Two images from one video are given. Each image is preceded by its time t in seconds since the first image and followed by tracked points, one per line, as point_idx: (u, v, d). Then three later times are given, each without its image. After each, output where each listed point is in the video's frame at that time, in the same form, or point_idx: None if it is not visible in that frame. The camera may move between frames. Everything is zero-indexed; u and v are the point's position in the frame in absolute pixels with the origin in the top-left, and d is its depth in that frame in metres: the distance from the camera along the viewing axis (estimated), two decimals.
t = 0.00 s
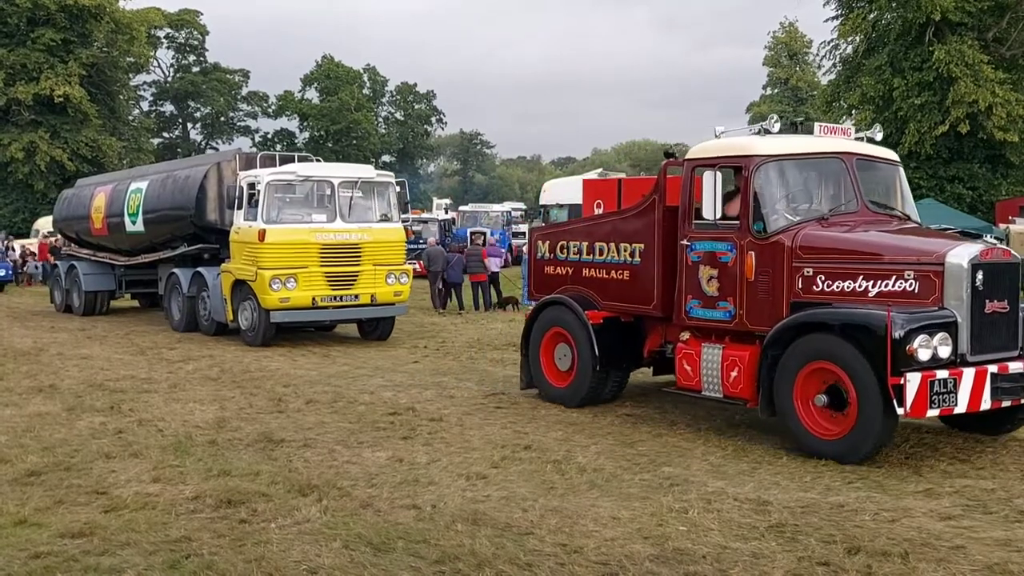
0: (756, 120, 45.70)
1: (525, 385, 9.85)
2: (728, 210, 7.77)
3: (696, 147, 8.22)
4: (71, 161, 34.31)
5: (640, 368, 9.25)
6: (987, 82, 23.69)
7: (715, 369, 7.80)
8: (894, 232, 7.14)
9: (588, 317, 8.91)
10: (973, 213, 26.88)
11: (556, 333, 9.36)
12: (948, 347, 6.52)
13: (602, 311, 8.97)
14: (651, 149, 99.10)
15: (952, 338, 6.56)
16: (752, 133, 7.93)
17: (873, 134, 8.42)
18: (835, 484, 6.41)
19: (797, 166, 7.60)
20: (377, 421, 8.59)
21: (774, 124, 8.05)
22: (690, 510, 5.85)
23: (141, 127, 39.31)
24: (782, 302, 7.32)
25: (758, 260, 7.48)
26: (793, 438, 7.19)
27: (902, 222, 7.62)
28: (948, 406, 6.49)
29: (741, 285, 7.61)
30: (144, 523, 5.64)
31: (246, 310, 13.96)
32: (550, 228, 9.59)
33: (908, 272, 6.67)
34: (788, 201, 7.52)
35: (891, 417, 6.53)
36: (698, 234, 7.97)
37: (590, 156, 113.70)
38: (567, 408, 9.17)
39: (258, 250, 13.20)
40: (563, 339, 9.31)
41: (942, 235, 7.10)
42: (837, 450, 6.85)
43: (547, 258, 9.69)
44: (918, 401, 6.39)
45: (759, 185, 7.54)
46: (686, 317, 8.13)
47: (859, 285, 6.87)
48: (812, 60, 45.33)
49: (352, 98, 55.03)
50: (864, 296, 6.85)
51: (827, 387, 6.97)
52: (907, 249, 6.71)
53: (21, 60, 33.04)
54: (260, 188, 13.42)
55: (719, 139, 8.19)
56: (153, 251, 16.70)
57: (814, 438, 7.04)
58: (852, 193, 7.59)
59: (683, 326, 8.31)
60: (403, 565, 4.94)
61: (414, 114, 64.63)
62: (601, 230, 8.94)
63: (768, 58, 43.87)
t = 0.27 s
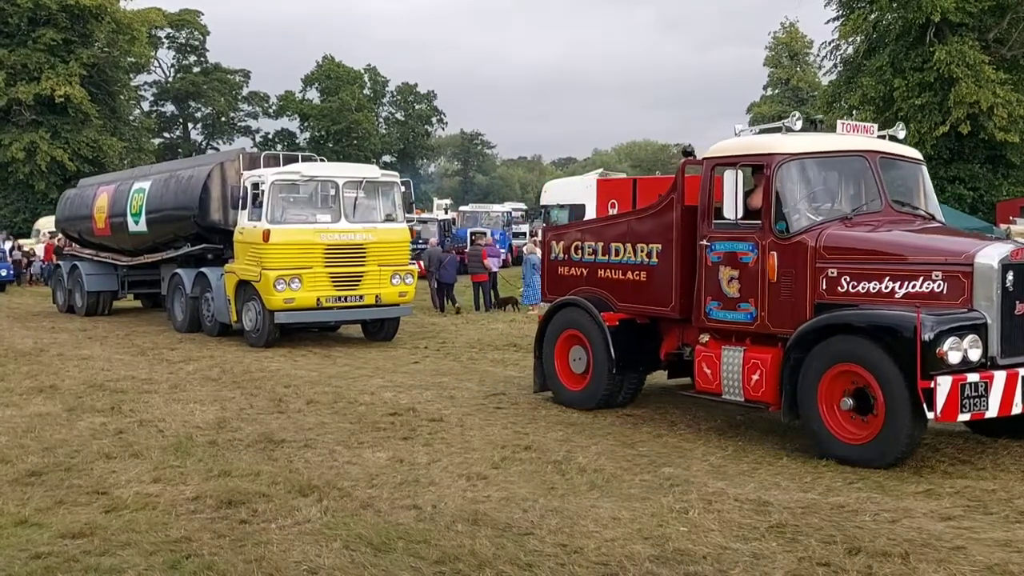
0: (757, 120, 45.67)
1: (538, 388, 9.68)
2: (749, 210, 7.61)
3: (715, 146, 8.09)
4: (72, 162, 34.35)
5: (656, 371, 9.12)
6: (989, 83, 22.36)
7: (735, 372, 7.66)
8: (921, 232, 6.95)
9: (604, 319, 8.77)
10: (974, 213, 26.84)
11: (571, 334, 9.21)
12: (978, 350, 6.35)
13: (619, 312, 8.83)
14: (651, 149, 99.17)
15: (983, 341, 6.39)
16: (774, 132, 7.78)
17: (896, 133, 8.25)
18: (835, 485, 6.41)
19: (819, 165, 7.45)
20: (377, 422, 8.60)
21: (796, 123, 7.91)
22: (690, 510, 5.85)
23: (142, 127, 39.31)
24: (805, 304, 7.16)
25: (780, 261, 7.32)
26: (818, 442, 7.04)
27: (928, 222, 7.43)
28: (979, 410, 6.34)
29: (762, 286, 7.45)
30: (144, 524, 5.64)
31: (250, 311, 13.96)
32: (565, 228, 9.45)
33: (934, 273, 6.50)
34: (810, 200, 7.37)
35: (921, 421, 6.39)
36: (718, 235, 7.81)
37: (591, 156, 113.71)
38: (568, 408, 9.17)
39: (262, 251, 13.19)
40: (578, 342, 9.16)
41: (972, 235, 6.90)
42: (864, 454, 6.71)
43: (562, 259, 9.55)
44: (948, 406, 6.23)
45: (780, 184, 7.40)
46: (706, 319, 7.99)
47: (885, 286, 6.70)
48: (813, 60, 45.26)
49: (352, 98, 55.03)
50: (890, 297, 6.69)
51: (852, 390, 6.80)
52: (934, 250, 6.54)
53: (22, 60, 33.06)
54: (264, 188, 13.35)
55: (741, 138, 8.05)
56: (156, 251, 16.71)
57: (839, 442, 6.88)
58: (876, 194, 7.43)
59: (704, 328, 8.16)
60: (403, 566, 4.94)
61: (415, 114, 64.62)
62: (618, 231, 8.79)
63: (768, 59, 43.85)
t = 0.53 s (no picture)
0: (757, 120, 45.64)
1: (551, 391, 9.48)
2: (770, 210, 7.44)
3: (735, 144, 7.88)
4: (72, 162, 34.38)
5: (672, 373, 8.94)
6: (989, 83, 21.68)
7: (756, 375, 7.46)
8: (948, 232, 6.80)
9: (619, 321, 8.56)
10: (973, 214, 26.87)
11: (586, 336, 9.00)
12: (1010, 352, 6.24)
13: (634, 314, 8.61)
14: (652, 150, 99.19)
15: (1014, 343, 6.26)
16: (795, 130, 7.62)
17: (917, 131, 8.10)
18: (836, 486, 6.41)
19: (842, 163, 7.29)
20: (377, 422, 8.61)
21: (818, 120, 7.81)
22: (690, 511, 5.85)
23: (142, 127, 39.32)
24: (829, 306, 6.98)
25: (803, 261, 7.14)
26: (842, 446, 6.90)
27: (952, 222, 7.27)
28: (1011, 414, 6.25)
29: (785, 287, 7.26)
30: (145, 523, 5.65)
31: (254, 312, 13.95)
32: (578, 228, 9.24)
33: (963, 273, 6.35)
34: (833, 200, 7.21)
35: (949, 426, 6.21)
36: (738, 235, 7.63)
37: (591, 156, 113.69)
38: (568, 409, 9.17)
39: (266, 251, 13.16)
40: (593, 344, 8.95)
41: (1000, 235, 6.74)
42: (889, 459, 6.55)
43: (575, 260, 9.35)
44: (980, 411, 6.16)
45: (803, 183, 7.24)
46: (726, 321, 7.79)
47: (912, 287, 6.55)
48: (814, 61, 45.25)
49: (353, 99, 55.03)
50: (917, 299, 6.54)
51: (879, 394, 6.64)
52: (963, 250, 6.39)
53: (22, 60, 33.07)
54: (267, 188, 13.32)
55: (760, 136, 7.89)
56: (158, 251, 16.70)
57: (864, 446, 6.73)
58: (900, 193, 7.27)
59: (723, 330, 7.96)
60: (403, 566, 4.95)
61: (415, 114, 64.61)
62: (634, 231, 8.59)
63: (768, 59, 43.87)
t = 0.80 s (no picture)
0: (757, 120, 45.62)
1: (565, 395, 9.30)
2: (792, 208, 7.22)
3: (756, 141, 7.73)
4: (73, 161, 34.39)
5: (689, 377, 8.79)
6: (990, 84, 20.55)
7: (778, 377, 7.26)
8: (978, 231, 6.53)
9: (636, 322, 8.40)
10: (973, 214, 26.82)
11: (601, 338, 8.83)
12: None
13: (651, 316, 8.47)
14: (652, 149, 99.21)
15: None
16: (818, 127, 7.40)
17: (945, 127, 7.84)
18: (836, 486, 6.41)
19: (867, 161, 7.06)
20: (377, 422, 8.61)
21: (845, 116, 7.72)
22: (689, 511, 5.86)
23: (142, 127, 39.32)
24: (854, 307, 6.76)
25: (827, 262, 6.92)
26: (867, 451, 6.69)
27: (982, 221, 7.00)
28: None
29: (808, 288, 7.06)
30: (144, 523, 5.64)
31: (256, 312, 13.91)
32: (593, 229, 9.11)
33: (993, 274, 6.06)
34: (857, 198, 6.98)
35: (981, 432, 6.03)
36: (759, 235, 7.44)
37: (591, 156, 113.69)
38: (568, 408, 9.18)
39: (269, 251, 13.10)
40: (608, 346, 8.78)
41: None
42: (916, 466, 6.36)
43: (590, 260, 9.21)
44: (1013, 416, 5.91)
45: (826, 181, 7.02)
46: (746, 322, 7.61)
47: (940, 288, 6.31)
48: (814, 61, 45.19)
49: (353, 99, 55.00)
50: (945, 300, 6.29)
51: (907, 398, 6.44)
52: (994, 249, 6.12)
53: (23, 60, 33.08)
54: (270, 188, 13.32)
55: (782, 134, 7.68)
56: (160, 251, 16.69)
57: (890, 451, 6.53)
58: (926, 191, 7.02)
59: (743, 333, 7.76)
60: (403, 566, 4.95)
61: (415, 114, 64.58)
62: (651, 231, 8.45)
63: (768, 59, 43.84)
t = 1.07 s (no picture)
0: (757, 120, 45.61)
1: (580, 398, 9.10)
2: (817, 207, 7.05)
3: (776, 140, 7.59)
4: (73, 161, 34.39)
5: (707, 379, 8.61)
6: (991, 85, 19.45)
7: (801, 380, 7.11)
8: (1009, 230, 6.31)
9: (653, 324, 8.17)
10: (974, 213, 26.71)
11: (617, 341, 8.60)
12: None
13: (668, 317, 8.24)
14: (653, 150, 99.19)
15: None
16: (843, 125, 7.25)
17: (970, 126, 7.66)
18: (836, 486, 6.41)
19: (893, 159, 6.89)
20: (377, 422, 8.61)
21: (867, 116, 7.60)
22: (690, 511, 5.85)
23: (143, 126, 39.33)
24: (880, 308, 6.58)
25: (852, 261, 6.74)
26: (896, 457, 6.53)
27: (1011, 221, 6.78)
28: None
29: (833, 289, 6.87)
30: (144, 524, 5.64)
31: (259, 313, 13.87)
32: (607, 229, 8.89)
33: None
34: (882, 197, 6.81)
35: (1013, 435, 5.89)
36: (782, 235, 7.25)
37: (591, 156, 113.68)
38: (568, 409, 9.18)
39: (273, 251, 13.08)
40: (625, 349, 8.55)
41: None
42: (948, 470, 6.21)
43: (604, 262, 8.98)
44: None
45: (851, 180, 6.87)
46: (767, 323, 7.42)
47: (970, 288, 6.11)
48: (814, 61, 45.08)
49: (353, 99, 54.95)
50: (975, 301, 6.09)
51: (937, 401, 6.29)
52: None
53: (23, 59, 33.09)
54: (274, 187, 13.31)
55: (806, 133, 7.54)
56: (162, 251, 16.67)
57: (919, 456, 6.38)
58: (953, 190, 6.82)
59: (766, 335, 7.57)
60: (402, 566, 4.94)
61: (416, 114, 64.54)
62: (669, 231, 8.24)
63: (768, 59, 43.79)
